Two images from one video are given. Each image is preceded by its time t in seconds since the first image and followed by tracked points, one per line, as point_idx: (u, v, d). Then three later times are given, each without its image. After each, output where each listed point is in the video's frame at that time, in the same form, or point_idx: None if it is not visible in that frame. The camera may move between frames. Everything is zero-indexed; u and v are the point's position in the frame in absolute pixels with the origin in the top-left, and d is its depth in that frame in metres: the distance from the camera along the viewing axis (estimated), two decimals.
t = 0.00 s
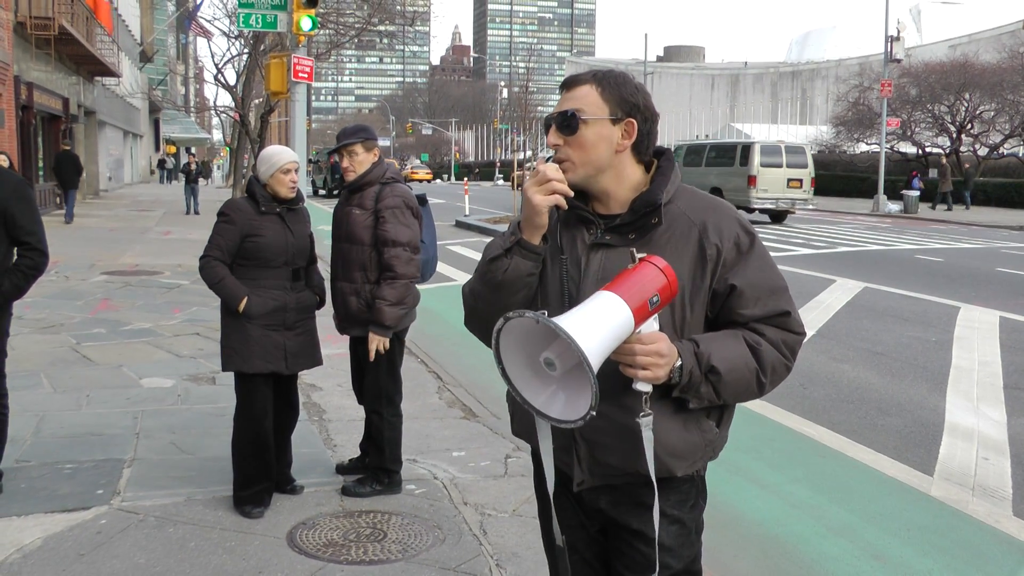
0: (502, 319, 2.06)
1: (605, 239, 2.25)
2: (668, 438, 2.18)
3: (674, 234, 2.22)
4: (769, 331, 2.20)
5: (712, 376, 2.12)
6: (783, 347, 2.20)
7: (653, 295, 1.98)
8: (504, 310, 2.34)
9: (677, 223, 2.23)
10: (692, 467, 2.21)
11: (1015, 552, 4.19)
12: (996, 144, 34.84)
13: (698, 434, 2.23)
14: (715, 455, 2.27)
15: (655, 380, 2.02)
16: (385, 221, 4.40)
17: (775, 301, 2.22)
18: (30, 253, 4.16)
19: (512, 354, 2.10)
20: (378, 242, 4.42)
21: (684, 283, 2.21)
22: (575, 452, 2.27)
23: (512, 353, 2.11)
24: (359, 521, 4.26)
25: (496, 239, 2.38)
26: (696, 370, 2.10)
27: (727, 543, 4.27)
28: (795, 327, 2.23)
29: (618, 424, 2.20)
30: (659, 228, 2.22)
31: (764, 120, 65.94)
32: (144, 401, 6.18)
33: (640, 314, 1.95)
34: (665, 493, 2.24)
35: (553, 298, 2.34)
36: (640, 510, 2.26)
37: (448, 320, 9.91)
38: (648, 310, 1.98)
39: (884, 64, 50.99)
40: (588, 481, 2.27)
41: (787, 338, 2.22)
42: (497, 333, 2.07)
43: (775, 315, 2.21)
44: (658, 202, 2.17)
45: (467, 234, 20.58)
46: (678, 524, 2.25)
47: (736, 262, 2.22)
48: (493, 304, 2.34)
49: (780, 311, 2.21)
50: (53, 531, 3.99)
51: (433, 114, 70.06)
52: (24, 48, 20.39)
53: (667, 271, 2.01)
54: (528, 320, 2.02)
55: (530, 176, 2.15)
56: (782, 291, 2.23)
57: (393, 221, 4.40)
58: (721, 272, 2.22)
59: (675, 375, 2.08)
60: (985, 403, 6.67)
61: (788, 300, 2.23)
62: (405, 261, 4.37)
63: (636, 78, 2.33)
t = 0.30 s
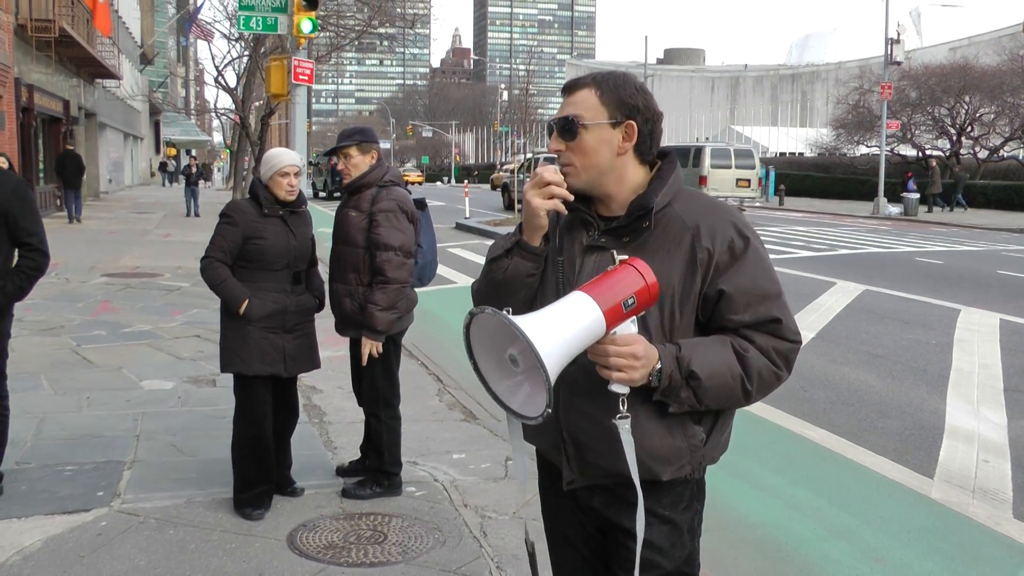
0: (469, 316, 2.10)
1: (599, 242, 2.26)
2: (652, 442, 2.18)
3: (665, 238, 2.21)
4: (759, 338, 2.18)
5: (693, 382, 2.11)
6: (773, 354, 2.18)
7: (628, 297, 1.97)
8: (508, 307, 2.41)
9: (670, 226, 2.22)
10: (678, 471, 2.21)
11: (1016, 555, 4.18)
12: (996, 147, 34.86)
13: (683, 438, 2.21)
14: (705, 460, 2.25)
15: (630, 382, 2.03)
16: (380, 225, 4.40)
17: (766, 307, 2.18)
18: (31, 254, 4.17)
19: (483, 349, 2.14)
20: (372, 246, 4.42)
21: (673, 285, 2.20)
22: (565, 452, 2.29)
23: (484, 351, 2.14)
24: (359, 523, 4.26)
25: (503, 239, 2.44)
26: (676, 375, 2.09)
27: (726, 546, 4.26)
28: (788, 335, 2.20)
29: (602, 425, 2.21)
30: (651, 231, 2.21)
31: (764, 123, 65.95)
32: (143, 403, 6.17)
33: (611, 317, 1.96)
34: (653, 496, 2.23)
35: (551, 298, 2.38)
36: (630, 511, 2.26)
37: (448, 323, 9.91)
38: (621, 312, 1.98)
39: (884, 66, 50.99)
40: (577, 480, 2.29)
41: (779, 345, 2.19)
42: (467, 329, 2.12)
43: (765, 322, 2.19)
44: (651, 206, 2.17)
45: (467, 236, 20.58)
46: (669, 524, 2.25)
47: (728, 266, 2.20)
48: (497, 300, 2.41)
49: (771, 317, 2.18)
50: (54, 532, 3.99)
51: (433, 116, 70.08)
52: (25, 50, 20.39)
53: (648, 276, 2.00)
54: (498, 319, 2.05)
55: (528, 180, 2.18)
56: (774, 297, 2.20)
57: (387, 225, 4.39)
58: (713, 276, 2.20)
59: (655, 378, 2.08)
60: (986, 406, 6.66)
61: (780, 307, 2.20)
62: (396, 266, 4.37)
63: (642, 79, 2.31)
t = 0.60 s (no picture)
0: (462, 316, 2.10)
1: (601, 243, 2.27)
2: (649, 443, 2.18)
3: (665, 241, 2.21)
4: (758, 340, 2.17)
5: (689, 384, 2.11)
6: (772, 356, 2.17)
7: (621, 299, 1.98)
8: (511, 307, 2.43)
9: (670, 228, 2.22)
10: (675, 473, 2.20)
11: (1018, 556, 4.18)
12: (998, 147, 34.83)
13: (681, 439, 2.21)
14: (703, 461, 2.25)
15: (624, 383, 2.03)
16: (378, 225, 4.37)
17: (765, 309, 2.17)
18: (31, 254, 4.17)
19: (479, 350, 2.14)
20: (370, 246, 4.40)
21: (672, 286, 2.20)
22: (565, 452, 2.29)
23: (479, 352, 2.14)
24: (361, 522, 4.27)
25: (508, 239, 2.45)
26: (673, 376, 2.09)
27: (727, 546, 4.26)
28: (788, 337, 2.19)
29: (600, 426, 2.21)
30: (651, 231, 2.21)
31: (766, 123, 65.90)
32: (145, 403, 6.18)
33: (604, 319, 1.96)
34: (653, 495, 2.24)
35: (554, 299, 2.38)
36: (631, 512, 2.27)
37: (449, 322, 9.93)
38: (615, 314, 1.98)
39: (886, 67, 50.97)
40: (577, 479, 2.29)
41: (778, 347, 2.18)
42: (460, 330, 2.13)
43: (765, 324, 2.18)
44: (651, 206, 2.17)
45: (469, 236, 20.60)
46: (669, 525, 2.25)
47: (728, 268, 2.19)
48: (499, 300, 2.44)
49: (771, 320, 2.17)
50: (56, 531, 4.00)
51: (435, 116, 70.09)
52: (28, 49, 20.41)
53: (641, 278, 2.00)
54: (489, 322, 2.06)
55: (529, 181, 2.20)
56: (775, 299, 2.18)
57: (384, 226, 4.37)
58: (713, 277, 2.20)
59: (650, 380, 2.08)
60: (987, 407, 6.66)
61: (781, 308, 2.19)
62: (391, 267, 4.33)
63: (646, 80, 2.30)
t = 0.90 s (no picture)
0: (459, 318, 2.10)
1: (596, 244, 2.27)
2: (644, 444, 2.17)
3: (660, 242, 2.21)
4: (753, 341, 2.18)
5: (684, 384, 2.11)
6: (766, 357, 2.18)
7: (618, 300, 1.98)
8: (505, 309, 2.43)
9: (666, 230, 2.22)
10: (670, 474, 2.20)
11: (1013, 556, 4.18)
12: (992, 148, 34.92)
13: (676, 441, 2.21)
14: (698, 462, 2.25)
15: (620, 385, 2.03)
16: (372, 227, 4.37)
17: (760, 310, 2.18)
18: (25, 257, 4.15)
19: (476, 351, 2.13)
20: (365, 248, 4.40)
21: (667, 287, 2.20)
22: (560, 453, 2.28)
23: (476, 355, 2.14)
24: (355, 524, 4.26)
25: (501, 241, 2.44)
26: (669, 377, 2.09)
27: (721, 547, 4.26)
28: (782, 338, 2.19)
29: (596, 427, 2.21)
30: (646, 233, 2.21)
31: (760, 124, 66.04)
32: (139, 404, 6.16)
33: (599, 321, 1.96)
34: (648, 496, 2.24)
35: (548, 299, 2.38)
36: (626, 511, 2.26)
37: (444, 324, 9.92)
38: (611, 316, 1.98)
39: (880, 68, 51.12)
40: (571, 480, 2.29)
41: (772, 348, 2.19)
42: (456, 333, 2.12)
43: (760, 325, 2.18)
44: (646, 208, 2.17)
45: (464, 237, 20.60)
46: (663, 527, 2.24)
47: (723, 269, 2.19)
48: (495, 301, 2.44)
49: (765, 321, 2.18)
50: (50, 534, 3.98)
51: (429, 117, 70.09)
52: (21, 51, 20.35)
53: (638, 280, 2.00)
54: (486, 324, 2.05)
55: (525, 183, 2.19)
56: (770, 300, 2.19)
57: (378, 228, 4.37)
58: (707, 279, 2.20)
59: (646, 381, 2.08)
60: (980, 407, 6.68)
61: (775, 310, 2.19)
62: (386, 269, 4.33)
63: (640, 82, 2.30)
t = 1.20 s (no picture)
0: (462, 317, 2.08)
1: (590, 243, 2.25)
2: (639, 442, 2.17)
3: (656, 241, 2.21)
4: (748, 340, 2.18)
5: (683, 383, 2.11)
6: (762, 356, 2.18)
7: (620, 299, 1.97)
8: (499, 310, 2.41)
9: (661, 229, 2.22)
10: (664, 473, 2.20)
11: (1001, 553, 4.20)
12: (979, 147, 35.11)
13: (672, 439, 2.21)
14: (691, 460, 2.25)
15: (620, 383, 2.03)
16: (365, 228, 4.36)
17: (755, 309, 2.18)
18: (13, 261, 4.11)
19: (477, 350, 2.12)
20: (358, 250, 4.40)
21: (663, 285, 2.20)
22: (552, 452, 2.28)
23: (478, 354, 2.13)
24: (345, 527, 4.25)
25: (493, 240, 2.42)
26: (667, 375, 2.09)
27: (712, 547, 4.26)
28: (776, 337, 2.20)
29: (591, 426, 2.21)
30: (641, 233, 2.22)
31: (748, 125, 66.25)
32: (127, 408, 6.12)
33: (602, 319, 1.95)
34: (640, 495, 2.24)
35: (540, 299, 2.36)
36: (616, 512, 2.26)
37: (434, 326, 9.91)
38: (612, 315, 1.97)
39: (867, 68, 51.36)
40: (564, 480, 2.28)
41: (767, 347, 2.19)
42: (458, 332, 2.10)
43: (755, 324, 2.19)
44: (643, 207, 2.17)
45: (453, 239, 20.58)
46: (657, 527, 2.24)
47: (718, 268, 2.20)
48: (489, 301, 2.40)
49: (760, 320, 2.19)
50: (37, 540, 3.95)
51: (418, 119, 70.02)
52: (7, 53, 20.21)
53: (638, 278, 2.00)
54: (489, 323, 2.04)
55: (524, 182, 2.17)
56: (765, 299, 2.20)
57: (372, 229, 4.36)
58: (703, 277, 2.20)
59: (645, 380, 2.07)
60: (968, 405, 6.72)
61: (770, 308, 2.20)
62: (381, 270, 4.33)
63: (632, 83, 2.31)
